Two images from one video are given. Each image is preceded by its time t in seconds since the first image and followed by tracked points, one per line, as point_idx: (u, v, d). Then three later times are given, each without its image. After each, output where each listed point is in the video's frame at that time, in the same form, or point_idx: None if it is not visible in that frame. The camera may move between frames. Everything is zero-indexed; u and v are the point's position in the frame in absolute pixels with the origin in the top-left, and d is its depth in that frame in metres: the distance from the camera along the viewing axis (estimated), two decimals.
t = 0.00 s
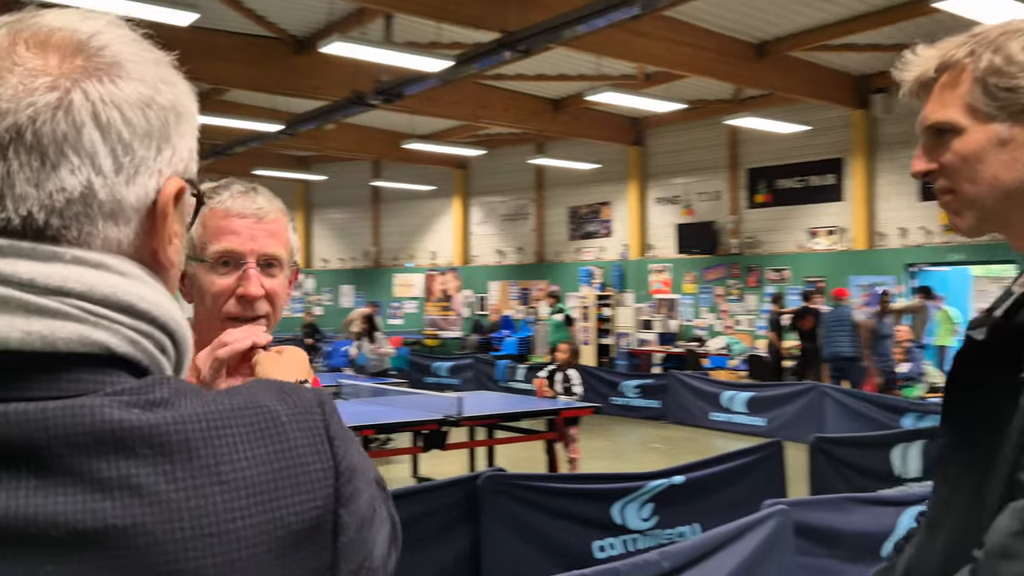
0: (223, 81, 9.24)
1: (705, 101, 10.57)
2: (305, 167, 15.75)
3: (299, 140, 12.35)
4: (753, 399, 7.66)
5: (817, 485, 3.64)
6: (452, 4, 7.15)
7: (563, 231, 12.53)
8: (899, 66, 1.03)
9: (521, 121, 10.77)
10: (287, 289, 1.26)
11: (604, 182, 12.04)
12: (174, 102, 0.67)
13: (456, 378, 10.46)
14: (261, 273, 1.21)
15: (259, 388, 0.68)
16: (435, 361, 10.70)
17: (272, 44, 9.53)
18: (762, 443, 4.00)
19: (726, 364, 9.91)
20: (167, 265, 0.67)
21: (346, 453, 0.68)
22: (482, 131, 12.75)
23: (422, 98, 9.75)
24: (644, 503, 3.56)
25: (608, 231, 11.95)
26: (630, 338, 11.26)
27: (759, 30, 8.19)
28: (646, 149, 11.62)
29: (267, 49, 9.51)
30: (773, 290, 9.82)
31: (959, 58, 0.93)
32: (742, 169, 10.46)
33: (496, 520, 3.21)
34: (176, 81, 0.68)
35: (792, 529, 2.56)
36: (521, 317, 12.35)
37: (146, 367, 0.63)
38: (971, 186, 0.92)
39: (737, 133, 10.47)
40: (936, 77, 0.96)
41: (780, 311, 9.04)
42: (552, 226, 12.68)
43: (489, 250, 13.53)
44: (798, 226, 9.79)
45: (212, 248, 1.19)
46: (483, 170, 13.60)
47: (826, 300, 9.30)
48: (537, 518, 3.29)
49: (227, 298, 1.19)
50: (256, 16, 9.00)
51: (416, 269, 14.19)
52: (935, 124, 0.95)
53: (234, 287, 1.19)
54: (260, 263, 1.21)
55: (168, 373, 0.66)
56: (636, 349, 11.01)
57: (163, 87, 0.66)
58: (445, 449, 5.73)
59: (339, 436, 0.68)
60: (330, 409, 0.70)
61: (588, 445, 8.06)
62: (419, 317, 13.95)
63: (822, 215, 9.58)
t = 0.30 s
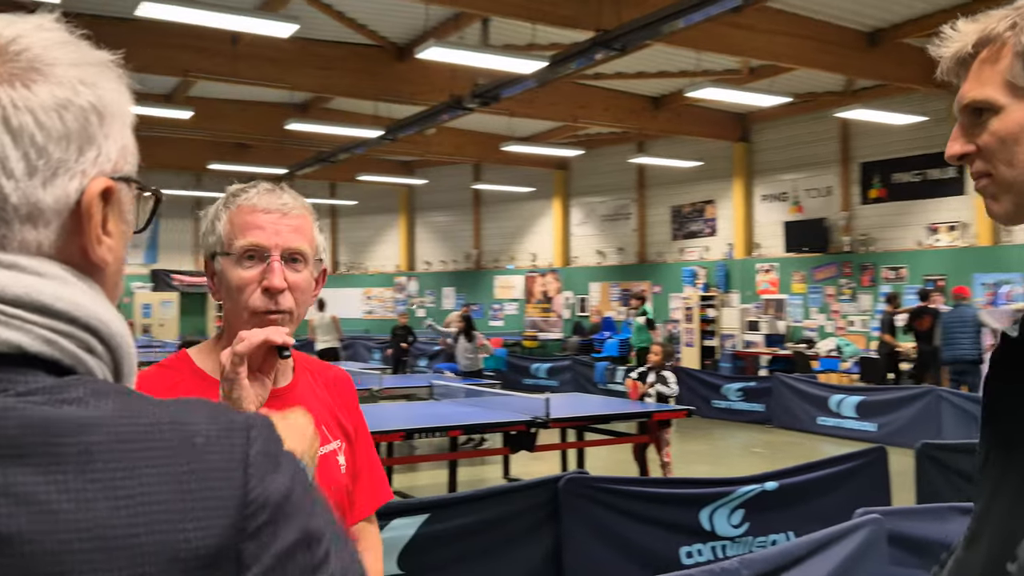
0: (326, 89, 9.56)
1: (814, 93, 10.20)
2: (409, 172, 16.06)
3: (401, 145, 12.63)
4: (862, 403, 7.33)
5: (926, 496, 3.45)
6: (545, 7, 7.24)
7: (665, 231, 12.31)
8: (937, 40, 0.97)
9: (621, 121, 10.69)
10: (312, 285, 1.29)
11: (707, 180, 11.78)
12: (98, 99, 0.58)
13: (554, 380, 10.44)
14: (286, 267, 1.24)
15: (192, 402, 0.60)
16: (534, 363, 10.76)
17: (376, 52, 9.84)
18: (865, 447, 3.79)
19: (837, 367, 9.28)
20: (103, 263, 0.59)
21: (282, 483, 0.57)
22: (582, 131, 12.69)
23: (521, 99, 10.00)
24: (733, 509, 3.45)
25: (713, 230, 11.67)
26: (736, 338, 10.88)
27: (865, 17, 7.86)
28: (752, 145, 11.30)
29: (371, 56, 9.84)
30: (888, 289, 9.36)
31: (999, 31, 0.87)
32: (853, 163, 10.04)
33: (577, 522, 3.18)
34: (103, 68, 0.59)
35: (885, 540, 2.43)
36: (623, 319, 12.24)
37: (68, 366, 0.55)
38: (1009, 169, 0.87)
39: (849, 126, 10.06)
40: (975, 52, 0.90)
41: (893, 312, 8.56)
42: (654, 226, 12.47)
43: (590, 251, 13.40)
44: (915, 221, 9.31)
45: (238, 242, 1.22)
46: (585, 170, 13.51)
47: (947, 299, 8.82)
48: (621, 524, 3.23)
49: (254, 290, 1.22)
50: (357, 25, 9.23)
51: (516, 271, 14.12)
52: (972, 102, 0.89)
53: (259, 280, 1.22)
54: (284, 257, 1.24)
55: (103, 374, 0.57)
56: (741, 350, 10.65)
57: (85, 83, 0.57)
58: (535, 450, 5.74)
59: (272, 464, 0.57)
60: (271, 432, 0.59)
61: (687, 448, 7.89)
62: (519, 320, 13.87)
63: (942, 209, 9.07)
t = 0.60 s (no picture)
0: (392, 92, 9.69)
1: (892, 88, 9.92)
2: (477, 173, 16.16)
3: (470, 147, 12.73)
4: (938, 408, 7.10)
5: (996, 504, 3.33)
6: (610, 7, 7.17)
7: (736, 231, 12.11)
8: (941, 33, 0.96)
9: (690, 120, 10.59)
10: (307, 278, 1.22)
11: (779, 178, 11.55)
12: (50, 103, 0.52)
13: (620, 381, 10.38)
14: (274, 258, 1.18)
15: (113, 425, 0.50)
16: (600, 364, 10.73)
17: (443, 54, 9.90)
18: (932, 453, 3.58)
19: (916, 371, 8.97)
20: (59, 265, 0.54)
21: (152, 540, 0.45)
22: (650, 131, 12.57)
23: (587, 99, 9.99)
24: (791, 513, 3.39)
25: (785, 229, 11.42)
26: (809, 342, 10.35)
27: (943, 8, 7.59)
28: (827, 142, 11.04)
29: (438, 59, 9.93)
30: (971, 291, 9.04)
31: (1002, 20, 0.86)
32: (934, 160, 9.70)
33: (626, 522, 3.16)
34: (56, 72, 0.54)
35: (943, 546, 2.37)
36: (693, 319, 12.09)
37: (2, 368, 0.49)
38: (1009, 164, 0.85)
39: (930, 121, 9.74)
40: (976, 46, 0.89)
41: (978, 314, 8.24)
42: (724, 226, 12.27)
43: (658, 251, 13.25)
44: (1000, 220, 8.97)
45: (228, 240, 1.18)
46: (654, 170, 13.36)
47: None
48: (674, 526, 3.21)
49: (242, 284, 1.17)
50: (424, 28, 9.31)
51: (584, 271, 14.00)
52: (973, 95, 0.88)
53: (247, 273, 1.17)
54: (272, 249, 1.18)
55: (47, 381, 0.51)
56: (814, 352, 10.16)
57: (36, 88, 0.51)
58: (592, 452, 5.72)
59: (149, 517, 0.45)
60: (173, 477, 0.48)
61: (755, 452, 7.75)
62: (587, 321, 13.75)
63: None
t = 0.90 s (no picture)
0: (429, 92, 9.77)
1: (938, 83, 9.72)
2: (515, 173, 16.19)
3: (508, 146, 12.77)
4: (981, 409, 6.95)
5: None
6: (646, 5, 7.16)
7: (777, 230, 11.97)
8: (925, 20, 0.95)
9: (730, 117, 10.52)
10: (302, 271, 1.29)
11: (821, 177, 11.41)
12: (18, 92, 0.55)
13: (658, 382, 10.32)
14: (269, 252, 1.26)
15: (55, 407, 0.53)
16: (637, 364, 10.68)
17: (480, 54, 9.94)
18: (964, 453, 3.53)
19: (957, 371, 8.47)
20: (31, 248, 0.58)
21: (57, 529, 0.47)
22: (689, 129, 12.49)
23: (624, 98, 9.97)
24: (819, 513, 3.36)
25: (828, 228, 11.26)
26: (850, 342, 10.25)
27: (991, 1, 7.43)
28: (871, 139, 10.86)
29: (476, 58, 9.97)
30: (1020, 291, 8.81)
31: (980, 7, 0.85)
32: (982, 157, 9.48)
33: (652, 521, 3.14)
34: (27, 66, 0.57)
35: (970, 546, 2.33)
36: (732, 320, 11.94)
37: None
38: (983, 152, 0.84)
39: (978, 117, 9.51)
40: (957, 34, 0.88)
41: None
42: (766, 225, 12.14)
43: (698, 251, 13.12)
44: None
45: (226, 232, 1.26)
46: (694, 169, 13.23)
47: None
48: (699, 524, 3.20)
49: (237, 276, 1.24)
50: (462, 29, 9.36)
51: (622, 271, 13.96)
52: (952, 83, 0.88)
53: (241, 265, 1.24)
54: (268, 243, 1.26)
55: (9, 361, 0.56)
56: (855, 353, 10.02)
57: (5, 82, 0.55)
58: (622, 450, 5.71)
59: (60, 506, 0.47)
60: (90, 467, 0.50)
61: (791, 452, 7.67)
62: (625, 321, 13.70)
63: None
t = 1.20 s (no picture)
0: (464, 92, 9.85)
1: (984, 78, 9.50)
2: (552, 172, 16.18)
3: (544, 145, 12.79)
4: None
5: None
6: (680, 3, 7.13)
7: (818, 228, 11.80)
8: (908, 19, 0.95)
9: (770, 114, 10.42)
10: (312, 270, 1.33)
11: (862, 174, 11.23)
12: (10, 97, 0.60)
13: (694, 381, 10.26)
14: (279, 253, 1.29)
15: (42, 391, 0.57)
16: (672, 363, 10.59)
17: (516, 54, 9.98)
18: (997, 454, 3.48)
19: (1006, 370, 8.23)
20: (25, 242, 0.62)
21: (39, 501, 0.51)
22: (727, 127, 12.40)
23: (661, 95, 9.96)
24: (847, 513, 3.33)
25: (870, 226, 11.08)
26: (893, 342, 9.98)
27: None
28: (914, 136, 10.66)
29: (511, 58, 10.01)
30: None
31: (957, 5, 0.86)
32: None
33: (676, 517, 3.16)
34: (22, 72, 0.62)
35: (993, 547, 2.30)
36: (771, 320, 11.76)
37: None
38: (959, 148, 0.85)
39: None
40: (936, 36, 0.89)
41: None
42: (806, 223, 11.99)
43: (736, 250, 13.00)
44: None
45: (238, 232, 1.29)
46: (732, 168, 13.11)
47: None
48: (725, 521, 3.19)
49: (250, 276, 1.28)
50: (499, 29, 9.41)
51: (659, 270, 13.87)
52: (932, 80, 0.88)
53: (255, 266, 1.28)
54: (278, 245, 1.29)
55: (5, 348, 0.60)
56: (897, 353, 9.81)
57: None
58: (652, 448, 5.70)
59: (40, 480, 0.51)
60: (68, 444, 0.53)
61: (827, 453, 7.58)
62: (662, 320, 13.60)
63: None
